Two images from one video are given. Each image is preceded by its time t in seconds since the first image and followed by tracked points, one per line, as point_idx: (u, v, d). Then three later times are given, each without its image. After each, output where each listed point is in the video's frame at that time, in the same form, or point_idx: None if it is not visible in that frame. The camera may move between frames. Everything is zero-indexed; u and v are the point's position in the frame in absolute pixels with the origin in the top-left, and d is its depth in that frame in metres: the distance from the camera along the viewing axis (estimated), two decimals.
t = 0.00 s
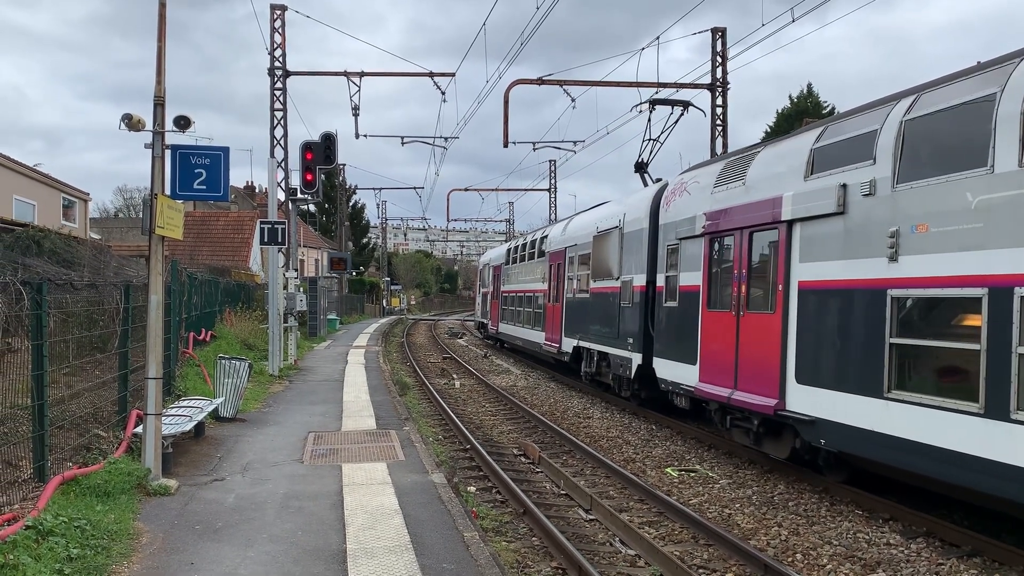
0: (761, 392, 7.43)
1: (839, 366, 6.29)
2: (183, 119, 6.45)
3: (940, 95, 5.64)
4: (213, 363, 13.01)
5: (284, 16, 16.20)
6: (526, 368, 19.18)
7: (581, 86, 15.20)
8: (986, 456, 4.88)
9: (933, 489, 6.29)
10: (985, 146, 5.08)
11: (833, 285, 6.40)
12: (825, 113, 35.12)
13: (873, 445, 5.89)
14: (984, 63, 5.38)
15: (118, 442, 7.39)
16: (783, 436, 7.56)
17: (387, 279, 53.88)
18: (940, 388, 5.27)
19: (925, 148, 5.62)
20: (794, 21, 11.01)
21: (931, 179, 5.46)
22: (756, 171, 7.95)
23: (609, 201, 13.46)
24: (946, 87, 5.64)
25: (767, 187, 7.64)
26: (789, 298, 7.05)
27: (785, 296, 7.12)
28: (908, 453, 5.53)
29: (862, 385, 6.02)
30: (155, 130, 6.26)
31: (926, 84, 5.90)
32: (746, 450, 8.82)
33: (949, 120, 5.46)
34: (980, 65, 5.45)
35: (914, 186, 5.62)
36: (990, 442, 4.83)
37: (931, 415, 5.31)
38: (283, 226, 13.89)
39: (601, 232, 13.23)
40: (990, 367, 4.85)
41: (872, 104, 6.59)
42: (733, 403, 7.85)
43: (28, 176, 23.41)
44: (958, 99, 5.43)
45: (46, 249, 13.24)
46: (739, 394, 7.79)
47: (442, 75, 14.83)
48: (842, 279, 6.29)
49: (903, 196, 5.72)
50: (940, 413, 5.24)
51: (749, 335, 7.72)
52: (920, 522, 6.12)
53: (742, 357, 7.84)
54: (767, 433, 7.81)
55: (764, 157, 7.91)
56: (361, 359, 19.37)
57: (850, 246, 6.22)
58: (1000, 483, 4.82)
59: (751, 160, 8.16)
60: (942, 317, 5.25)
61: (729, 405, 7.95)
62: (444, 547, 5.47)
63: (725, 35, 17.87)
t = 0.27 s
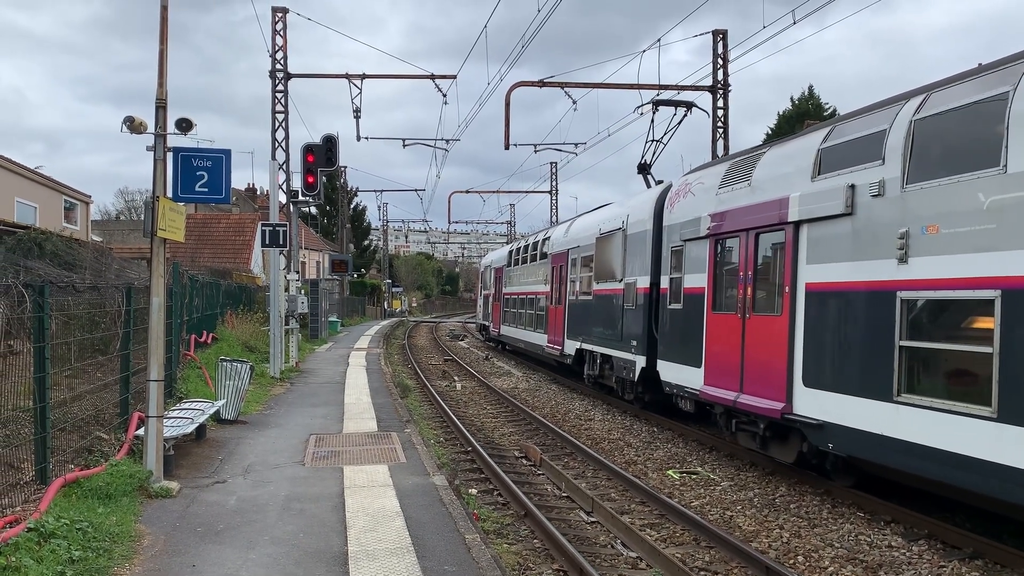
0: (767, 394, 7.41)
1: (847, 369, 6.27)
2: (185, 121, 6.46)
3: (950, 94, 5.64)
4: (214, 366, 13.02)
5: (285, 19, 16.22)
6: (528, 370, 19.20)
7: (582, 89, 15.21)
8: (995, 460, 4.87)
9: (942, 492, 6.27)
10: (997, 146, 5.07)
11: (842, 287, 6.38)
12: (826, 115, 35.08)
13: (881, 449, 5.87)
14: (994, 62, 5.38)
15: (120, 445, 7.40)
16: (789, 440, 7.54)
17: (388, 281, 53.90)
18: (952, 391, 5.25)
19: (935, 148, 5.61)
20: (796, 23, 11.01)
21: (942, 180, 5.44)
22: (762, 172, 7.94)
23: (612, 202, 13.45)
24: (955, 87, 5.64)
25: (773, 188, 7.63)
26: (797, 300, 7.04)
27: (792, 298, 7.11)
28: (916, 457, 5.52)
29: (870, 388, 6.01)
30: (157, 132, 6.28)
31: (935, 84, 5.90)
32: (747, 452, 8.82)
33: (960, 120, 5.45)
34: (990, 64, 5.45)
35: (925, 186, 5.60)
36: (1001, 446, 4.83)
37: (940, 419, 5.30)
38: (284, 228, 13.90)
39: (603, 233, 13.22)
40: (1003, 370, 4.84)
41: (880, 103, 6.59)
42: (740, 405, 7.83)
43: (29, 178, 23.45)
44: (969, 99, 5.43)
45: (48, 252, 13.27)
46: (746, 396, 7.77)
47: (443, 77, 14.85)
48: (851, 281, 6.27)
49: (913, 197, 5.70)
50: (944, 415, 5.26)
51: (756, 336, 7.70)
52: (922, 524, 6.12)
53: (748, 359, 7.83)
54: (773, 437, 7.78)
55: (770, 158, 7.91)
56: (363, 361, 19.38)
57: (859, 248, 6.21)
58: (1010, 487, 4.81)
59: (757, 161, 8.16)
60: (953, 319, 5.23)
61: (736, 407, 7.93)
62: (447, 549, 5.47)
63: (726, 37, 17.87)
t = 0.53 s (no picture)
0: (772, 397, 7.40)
1: (852, 372, 6.26)
2: (188, 123, 6.47)
3: (956, 95, 5.64)
4: (217, 367, 13.04)
5: (288, 21, 16.25)
6: (530, 372, 19.19)
7: (584, 90, 15.22)
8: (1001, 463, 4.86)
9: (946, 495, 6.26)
10: (1004, 147, 5.06)
11: (846, 290, 6.38)
12: (828, 117, 35.05)
13: (886, 452, 5.86)
14: (1000, 63, 5.38)
15: (122, 446, 7.40)
16: (794, 443, 7.53)
17: (390, 282, 53.91)
18: (957, 394, 5.24)
19: (941, 149, 5.60)
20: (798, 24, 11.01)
21: (948, 181, 5.44)
22: (765, 174, 7.94)
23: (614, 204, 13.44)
24: (961, 88, 5.64)
25: (778, 189, 7.64)
26: (801, 302, 7.04)
27: (796, 300, 7.10)
28: (921, 460, 5.51)
29: (875, 390, 6.00)
30: (160, 134, 6.29)
31: (941, 85, 5.90)
32: (749, 455, 8.81)
33: (966, 122, 5.45)
34: (997, 64, 5.44)
35: (931, 188, 5.60)
36: (1007, 449, 4.82)
37: (945, 421, 5.29)
38: (287, 229, 13.91)
39: (606, 235, 13.21)
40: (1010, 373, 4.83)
41: (885, 105, 6.59)
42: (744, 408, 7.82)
43: (32, 180, 23.49)
44: (975, 100, 5.43)
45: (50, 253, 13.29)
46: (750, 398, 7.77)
47: (445, 78, 14.86)
48: (856, 283, 6.26)
49: (919, 198, 5.70)
50: (948, 418, 5.26)
51: (760, 338, 7.70)
52: (924, 526, 6.11)
53: (752, 361, 7.82)
54: (777, 439, 7.77)
55: (774, 159, 7.91)
56: (365, 363, 19.38)
57: (864, 250, 6.21)
58: (1015, 490, 4.81)
59: (761, 162, 8.16)
60: (960, 321, 5.22)
61: (740, 410, 7.92)
62: (449, 551, 5.47)
63: (728, 38, 17.87)
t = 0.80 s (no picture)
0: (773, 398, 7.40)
1: (853, 373, 6.25)
2: (190, 124, 6.48)
3: (958, 97, 5.63)
4: (218, 368, 13.05)
5: (289, 22, 16.26)
6: (531, 372, 19.20)
7: (586, 92, 15.22)
8: (1001, 464, 4.85)
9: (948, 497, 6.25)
10: (1006, 149, 5.05)
11: (847, 291, 6.37)
12: (830, 118, 35.02)
13: (888, 453, 5.86)
14: (1002, 65, 5.38)
15: (124, 447, 7.40)
16: (795, 444, 7.52)
17: (391, 283, 53.91)
18: (959, 395, 5.23)
19: (943, 151, 5.60)
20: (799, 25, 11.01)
21: (950, 183, 5.43)
22: (767, 175, 7.94)
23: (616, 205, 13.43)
24: (963, 90, 5.64)
25: (779, 190, 7.63)
26: (803, 303, 7.03)
27: (798, 302, 7.10)
28: (923, 461, 5.51)
29: (877, 392, 5.99)
30: (162, 135, 6.30)
31: (943, 86, 5.90)
32: (751, 456, 8.80)
33: (968, 123, 5.45)
34: (999, 66, 5.43)
35: (932, 189, 5.59)
36: (1008, 451, 4.81)
37: (946, 423, 5.29)
38: (288, 230, 13.91)
39: (608, 235, 13.21)
40: (1011, 374, 4.82)
41: (886, 106, 6.58)
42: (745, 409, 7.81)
43: (34, 181, 23.52)
44: (976, 101, 5.43)
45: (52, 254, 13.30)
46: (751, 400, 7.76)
47: (447, 79, 14.87)
48: (857, 284, 6.25)
49: (921, 200, 5.69)
50: (950, 420, 5.26)
51: (761, 339, 7.69)
52: (925, 528, 6.10)
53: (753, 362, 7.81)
54: (779, 440, 7.76)
55: (776, 160, 7.91)
56: (366, 364, 19.38)
57: (866, 251, 6.20)
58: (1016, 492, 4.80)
59: (762, 164, 8.16)
60: (962, 323, 5.22)
61: (741, 411, 7.92)
62: (450, 552, 5.47)
63: (730, 39, 17.86)
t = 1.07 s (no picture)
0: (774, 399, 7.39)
1: (854, 374, 6.25)
2: (191, 124, 6.48)
3: (960, 97, 5.62)
4: (219, 367, 13.06)
5: (291, 22, 16.27)
6: (532, 373, 19.21)
7: (587, 92, 15.22)
8: (1003, 465, 4.84)
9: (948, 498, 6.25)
10: (1008, 149, 5.05)
11: (849, 292, 6.36)
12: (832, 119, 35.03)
13: (889, 454, 5.85)
14: (1003, 66, 5.37)
15: (124, 446, 7.41)
16: (796, 445, 7.52)
17: (392, 284, 53.91)
18: (960, 396, 5.23)
19: (945, 152, 5.59)
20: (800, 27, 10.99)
21: (951, 184, 5.43)
22: (768, 176, 7.93)
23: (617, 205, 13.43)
24: (964, 90, 5.62)
25: (781, 191, 7.62)
26: (804, 304, 7.03)
27: (799, 302, 7.09)
28: (924, 462, 5.50)
29: (878, 393, 5.98)
30: (163, 135, 6.30)
31: (945, 86, 5.89)
32: (752, 457, 8.78)
33: (970, 125, 5.43)
34: (1001, 66, 5.42)
35: (934, 190, 5.59)
36: (1009, 451, 4.81)
37: (948, 424, 5.28)
38: (290, 230, 13.91)
39: (609, 236, 13.20)
40: (1013, 375, 4.81)
41: (888, 106, 6.57)
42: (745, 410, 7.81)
43: (35, 181, 23.57)
44: (978, 102, 5.42)
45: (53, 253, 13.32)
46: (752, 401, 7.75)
47: (448, 79, 14.87)
48: (859, 285, 6.25)
49: (922, 201, 5.68)
50: (950, 420, 5.26)
51: (762, 340, 7.68)
52: (926, 529, 6.10)
53: (754, 363, 7.81)
54: (780, 441, 7.76)
55: (777, 161, 7.90)
56: (367, 364, 19.38)
57: (867, 252, 6.19)
58: (1017, 493, 4.79)
59: (764, 165, 8.15)
60: (964, 324, 5.20)
61: (742, 412, 7.91)
62: (450, 552, 5.46)
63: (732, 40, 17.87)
